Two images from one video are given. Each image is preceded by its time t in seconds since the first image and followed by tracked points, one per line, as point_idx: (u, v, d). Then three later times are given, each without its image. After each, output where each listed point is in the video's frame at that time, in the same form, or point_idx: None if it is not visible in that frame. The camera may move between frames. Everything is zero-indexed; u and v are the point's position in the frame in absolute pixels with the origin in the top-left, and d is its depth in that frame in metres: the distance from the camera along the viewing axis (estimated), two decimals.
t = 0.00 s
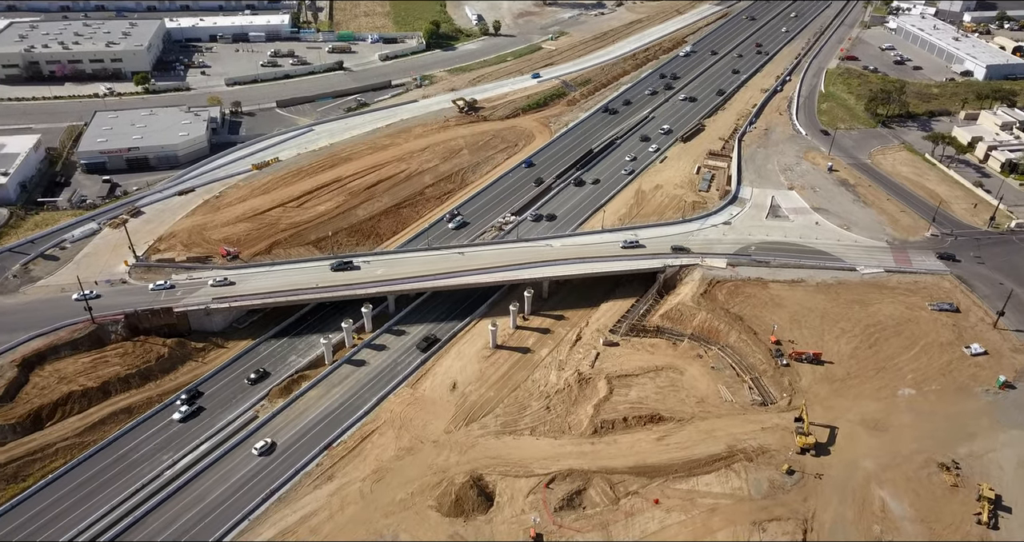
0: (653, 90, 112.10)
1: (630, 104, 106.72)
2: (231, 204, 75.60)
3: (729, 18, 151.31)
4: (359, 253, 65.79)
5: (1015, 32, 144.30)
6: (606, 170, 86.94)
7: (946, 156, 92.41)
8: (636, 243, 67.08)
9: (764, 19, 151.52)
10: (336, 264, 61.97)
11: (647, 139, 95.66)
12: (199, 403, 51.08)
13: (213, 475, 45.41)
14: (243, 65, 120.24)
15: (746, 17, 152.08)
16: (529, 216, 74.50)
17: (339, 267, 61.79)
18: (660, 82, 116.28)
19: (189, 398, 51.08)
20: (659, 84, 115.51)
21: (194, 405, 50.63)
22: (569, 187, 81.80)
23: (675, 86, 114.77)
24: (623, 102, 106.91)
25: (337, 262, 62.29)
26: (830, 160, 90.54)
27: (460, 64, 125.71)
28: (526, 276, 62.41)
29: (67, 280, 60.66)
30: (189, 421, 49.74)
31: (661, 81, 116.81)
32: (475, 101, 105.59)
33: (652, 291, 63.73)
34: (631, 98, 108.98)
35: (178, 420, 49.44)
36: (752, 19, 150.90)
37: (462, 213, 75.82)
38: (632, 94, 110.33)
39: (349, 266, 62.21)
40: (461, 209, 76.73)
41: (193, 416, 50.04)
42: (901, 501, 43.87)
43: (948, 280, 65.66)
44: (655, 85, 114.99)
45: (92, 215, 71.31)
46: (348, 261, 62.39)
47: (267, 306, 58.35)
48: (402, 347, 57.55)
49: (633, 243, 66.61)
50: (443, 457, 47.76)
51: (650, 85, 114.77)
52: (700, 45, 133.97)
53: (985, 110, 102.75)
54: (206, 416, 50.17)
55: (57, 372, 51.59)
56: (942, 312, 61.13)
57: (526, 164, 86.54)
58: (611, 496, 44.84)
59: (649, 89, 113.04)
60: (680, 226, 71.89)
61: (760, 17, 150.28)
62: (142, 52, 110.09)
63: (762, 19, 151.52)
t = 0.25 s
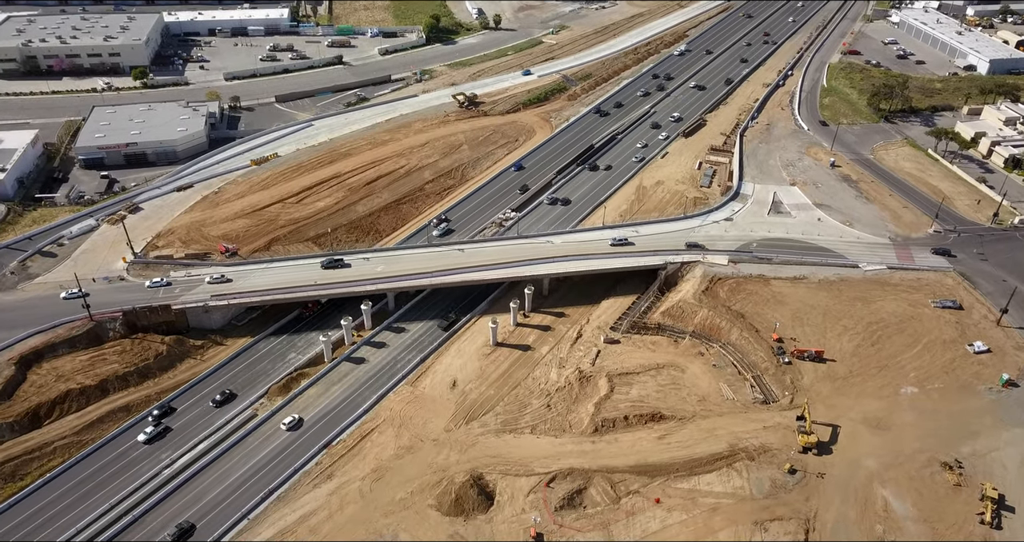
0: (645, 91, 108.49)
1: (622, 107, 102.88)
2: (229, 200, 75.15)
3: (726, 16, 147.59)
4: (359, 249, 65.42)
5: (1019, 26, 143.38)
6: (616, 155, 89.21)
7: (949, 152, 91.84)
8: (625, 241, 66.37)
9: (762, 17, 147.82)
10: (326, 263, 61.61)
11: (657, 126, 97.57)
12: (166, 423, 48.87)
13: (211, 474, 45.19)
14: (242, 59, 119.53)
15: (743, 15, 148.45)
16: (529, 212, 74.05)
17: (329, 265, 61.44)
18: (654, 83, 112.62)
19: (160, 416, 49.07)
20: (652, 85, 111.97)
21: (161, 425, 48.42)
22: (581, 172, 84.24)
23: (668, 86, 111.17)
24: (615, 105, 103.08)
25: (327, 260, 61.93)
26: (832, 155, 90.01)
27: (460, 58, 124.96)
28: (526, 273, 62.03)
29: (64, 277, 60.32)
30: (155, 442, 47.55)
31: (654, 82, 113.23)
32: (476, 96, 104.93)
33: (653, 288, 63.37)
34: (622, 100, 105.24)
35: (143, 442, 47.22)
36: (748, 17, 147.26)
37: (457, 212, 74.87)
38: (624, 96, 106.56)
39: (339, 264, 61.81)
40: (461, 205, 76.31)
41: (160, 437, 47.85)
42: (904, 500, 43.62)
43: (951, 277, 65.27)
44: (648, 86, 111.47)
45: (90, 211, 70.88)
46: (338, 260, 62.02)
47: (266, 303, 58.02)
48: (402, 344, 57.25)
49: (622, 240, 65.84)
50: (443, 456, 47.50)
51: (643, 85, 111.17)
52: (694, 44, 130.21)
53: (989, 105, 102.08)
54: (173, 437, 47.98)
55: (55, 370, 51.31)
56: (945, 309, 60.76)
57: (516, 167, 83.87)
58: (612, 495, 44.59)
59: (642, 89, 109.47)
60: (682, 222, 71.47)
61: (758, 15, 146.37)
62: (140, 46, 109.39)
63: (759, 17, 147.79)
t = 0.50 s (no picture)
0: (637, 92, 105.37)
1: (612, 109, 99.47)
2: (228, 196, 74.70)
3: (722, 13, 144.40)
4: (359, 246, 65.02)
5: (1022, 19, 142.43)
6: (629, 141, 91.42)
7: (952, 147, 91.27)
8: (615, 238, 65.66)
9: (758, 15, 144.76)
10: (317, 260, 60.89)
11: (667, 114, 99.60)
12: (133, 443, 46.88)
13: (210, 473, 44.92)
14: (241, 53, 118.86)
15: (740, 13, 145.36)
16: (529, 208, 73.63)
17: (321, 262, 60.75)
18: (646, 84, 109.34)
19: (128, 435, 47.20)
20: (645, 85, 108.70)
21: (126, 447, 46.28)
22: (597, 158, 86.47)
23: (661, 88, 107.95)
24: (605, 107, 99.64)
25: (318, 257, 61.24)
26: (835, 151, 89.46)
27: (460, 53, 124.23)
28: (527, 270, 61.66)
29: (62, 274, 59.97)
30: (117, 466, 45.34)
31: (647, 82, 109.99)
32: (476, 91, 104.31)
33: (654, 285, 63.00)
34: (613, 102, 102.00)
35: (105, 466, 45.07)
36: (745, 15, 144.13)
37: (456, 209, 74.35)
38: (615, 98, 103.25)
39: (330, 261, 61.16)
40: (461, 201, 75.89)
41: (122, 461, 45.65)
42: (906, 500, 43.37)
43: (954, 275, 64.89)
44: (641, 86, 108.27)
45: (88, 207, 70.48)
46: (329, 257, 61.36)
47: (265, 300, 57.68)
48: (402, 342, 56.94)
49: (612, 238, 65.15)
50: (443, 455, 47.25)
51: (634, 86, 107.96)
52: (688, 43, 126.90)
53: (992, 100, 101.41)
54: (136, 460, 45.82)
55: (53, 368, 51.02)
56: (948, 307, 60.42)
57: (505, 171, 81.61)
58: (613, 495, 44.34)
59: (633, 90, 106.36)
60: (683, 218, 71.03)
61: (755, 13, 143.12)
62: (138, 40, 108.76)
63: (756, 15, 144.93)
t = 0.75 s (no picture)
0: (629, 94, 102.33)
1: (602, 113, 96.05)
2: (227, 192, 74.30)
3: (717, 11, 140.99)
4: (359, 243, 64.63)
5: None
6: (641, 128, 93.27)
7: (955, 143, 90.68)
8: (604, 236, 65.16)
9: (755, 11, 141.45)
10: (308, 258, 60.26)
11: (677, 102, 101.40)
12: (90, 470, 44.56)
13: (209, 472, 44.72)
14: (240, 48, 118.23)
15: (736, 10, 142.02)
16: (530, 205, 73.22)
17: (312, 260, 60.15)
18: (638, 85, 106.16)
19: (94, 457, 45.26)
20: (636, 87, 105.53)
21: (84, 473, 44.04)
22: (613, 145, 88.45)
23: (653, 89, 104.98)
24: (594, 111, 96.20)
25: (309, 255, 60.62)
26: (837, 146, 88.90)
27: (460, 47, 123.52)
28: (528, 267, 61.28)
29: (60, 271, 59.64)
30: (77, 492, 43.24)
31: (639, 83, 106.88)
32: (476, 86, 103.72)
33: (656, 282, 62.65)
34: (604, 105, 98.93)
35: (64, 492, 42.96)
36: (741, 12, 140.80)
37: (456, 205, 73.91)
38: (605, 100, 100.28)
39: (321, 259, 60.57)
40: (461, 197, 75.46)
41: (83, 487, 43.52)
42: (909, 499, 43.13)
43: (957, 271, 64.50)
44: (632, 88, 105.13)
45: (86, 203, 70.12)
46: (320, 254, 60.74)
47: (264, 298, 57.35)
48: (402, 339, 56.64)
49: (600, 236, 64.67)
50: (443, 454, 47.02)
51: (626, 88, 104.92)
52: (682, 43, 123.78)
53: (995, 95, 100.73)
54: (98, 485, 43.72)
55: (51, 366, 50.74)
56: (951, 304, 60.05)
57: (494, 175, 79.23)
58: (614, 494, 44.11)
59: (625, 92, 103.31)
60: (684, 215, 70.64)
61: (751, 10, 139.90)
62: (136, 34, 108.16)
63: (752, 11, 141.46)
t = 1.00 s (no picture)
0: (620, 95, 99.04)
1: (591, 117, 92.50)
2: (225, 188, 73.87)
3: (712, 10, 137.40)
4: (358, 240, 64.25)
5: None
6: (654, 115, 95.11)
7: (958, 138, 90.10)
8: (592, 234, 64.51)
9: (750, 10, 137.98)
10: (298, 256, 59.89)
11: (688, 89, 103.12)
12: (47, 497, 42.60)
13: (207, 471, 44.49)
14: (239, 42, 117.51)
15: (731, 8, 138.56)
16: (530, 201, 72.75)
17: (302, 258, 59.77)
18: (629, 87, 102.66)
19: (60, 478, 43.58)
20: (627, 89, 102.08)
21: (39, 502, 42.07)
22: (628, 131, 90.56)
23: (645, 91, 101.55)
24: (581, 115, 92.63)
25: (299, 253, 60.22)
26: (839, 142, 88.34)
27: (460, 41, 122.75)
28: (528, 264, 60.88)
29: (57, 268, 59.30)
30: (33, 522, 41.29)
31: (630, 85, 103.46)
32: (476, 80, 103.07)
33: (656, 280, 62.28)
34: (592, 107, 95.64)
35: (18, 522, 41.00)
36: (737, 10, 137.27)
37: (456, 202, 73.43)
38: (594, 102, 97.04)
39: (312, 257, 60.17)
40: (461, 193, 75.00)
41: (38, 516, 41.56)
42: (912, 499, 42.89)
43: (960, 269, 64.12)
44: (623, 90, 101.66)
45: (84, 199, 69.69)
46: (311, 252, 60.37)
47: (263, 295, 56.98)
48: (402, 337, 56.33)
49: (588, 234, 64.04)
50: (443, 453, 46.76)
51: (617, 89, 101.46)
52: (676, 43, 120.27)
53: (999, 90, 100.04)
54: (55, 514, 41.78)
55: (48, 364, 50.44)
56: (954, 302, 59.68)
57: (482, 180, 76.99)
58: (614, 493, 43.85)
59: (615, 94, 99.88)
60: (686, 211, 70.21)
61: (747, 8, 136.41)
62: (134, 28, 107.55)
63: (747, 10, 137.92)
